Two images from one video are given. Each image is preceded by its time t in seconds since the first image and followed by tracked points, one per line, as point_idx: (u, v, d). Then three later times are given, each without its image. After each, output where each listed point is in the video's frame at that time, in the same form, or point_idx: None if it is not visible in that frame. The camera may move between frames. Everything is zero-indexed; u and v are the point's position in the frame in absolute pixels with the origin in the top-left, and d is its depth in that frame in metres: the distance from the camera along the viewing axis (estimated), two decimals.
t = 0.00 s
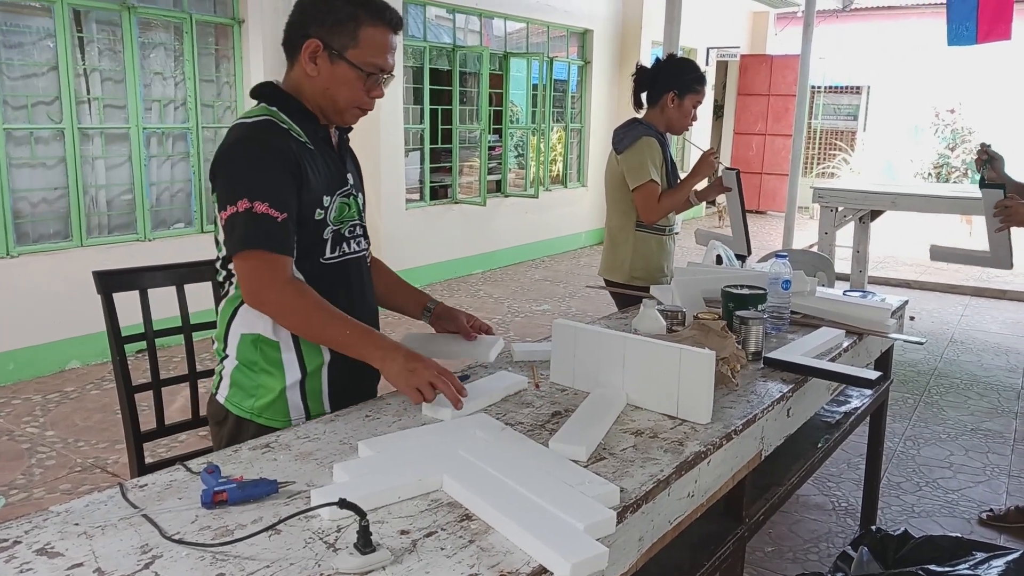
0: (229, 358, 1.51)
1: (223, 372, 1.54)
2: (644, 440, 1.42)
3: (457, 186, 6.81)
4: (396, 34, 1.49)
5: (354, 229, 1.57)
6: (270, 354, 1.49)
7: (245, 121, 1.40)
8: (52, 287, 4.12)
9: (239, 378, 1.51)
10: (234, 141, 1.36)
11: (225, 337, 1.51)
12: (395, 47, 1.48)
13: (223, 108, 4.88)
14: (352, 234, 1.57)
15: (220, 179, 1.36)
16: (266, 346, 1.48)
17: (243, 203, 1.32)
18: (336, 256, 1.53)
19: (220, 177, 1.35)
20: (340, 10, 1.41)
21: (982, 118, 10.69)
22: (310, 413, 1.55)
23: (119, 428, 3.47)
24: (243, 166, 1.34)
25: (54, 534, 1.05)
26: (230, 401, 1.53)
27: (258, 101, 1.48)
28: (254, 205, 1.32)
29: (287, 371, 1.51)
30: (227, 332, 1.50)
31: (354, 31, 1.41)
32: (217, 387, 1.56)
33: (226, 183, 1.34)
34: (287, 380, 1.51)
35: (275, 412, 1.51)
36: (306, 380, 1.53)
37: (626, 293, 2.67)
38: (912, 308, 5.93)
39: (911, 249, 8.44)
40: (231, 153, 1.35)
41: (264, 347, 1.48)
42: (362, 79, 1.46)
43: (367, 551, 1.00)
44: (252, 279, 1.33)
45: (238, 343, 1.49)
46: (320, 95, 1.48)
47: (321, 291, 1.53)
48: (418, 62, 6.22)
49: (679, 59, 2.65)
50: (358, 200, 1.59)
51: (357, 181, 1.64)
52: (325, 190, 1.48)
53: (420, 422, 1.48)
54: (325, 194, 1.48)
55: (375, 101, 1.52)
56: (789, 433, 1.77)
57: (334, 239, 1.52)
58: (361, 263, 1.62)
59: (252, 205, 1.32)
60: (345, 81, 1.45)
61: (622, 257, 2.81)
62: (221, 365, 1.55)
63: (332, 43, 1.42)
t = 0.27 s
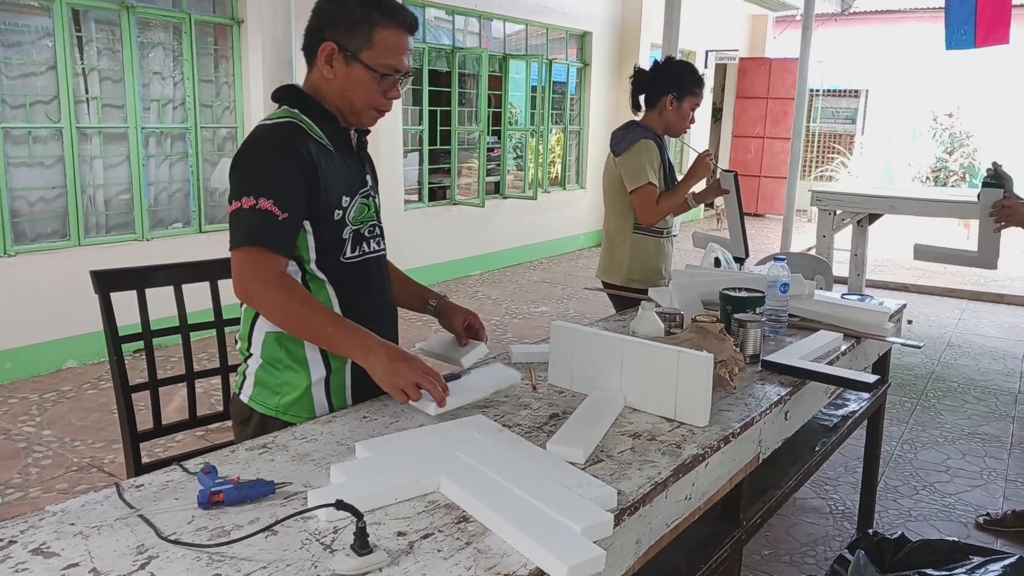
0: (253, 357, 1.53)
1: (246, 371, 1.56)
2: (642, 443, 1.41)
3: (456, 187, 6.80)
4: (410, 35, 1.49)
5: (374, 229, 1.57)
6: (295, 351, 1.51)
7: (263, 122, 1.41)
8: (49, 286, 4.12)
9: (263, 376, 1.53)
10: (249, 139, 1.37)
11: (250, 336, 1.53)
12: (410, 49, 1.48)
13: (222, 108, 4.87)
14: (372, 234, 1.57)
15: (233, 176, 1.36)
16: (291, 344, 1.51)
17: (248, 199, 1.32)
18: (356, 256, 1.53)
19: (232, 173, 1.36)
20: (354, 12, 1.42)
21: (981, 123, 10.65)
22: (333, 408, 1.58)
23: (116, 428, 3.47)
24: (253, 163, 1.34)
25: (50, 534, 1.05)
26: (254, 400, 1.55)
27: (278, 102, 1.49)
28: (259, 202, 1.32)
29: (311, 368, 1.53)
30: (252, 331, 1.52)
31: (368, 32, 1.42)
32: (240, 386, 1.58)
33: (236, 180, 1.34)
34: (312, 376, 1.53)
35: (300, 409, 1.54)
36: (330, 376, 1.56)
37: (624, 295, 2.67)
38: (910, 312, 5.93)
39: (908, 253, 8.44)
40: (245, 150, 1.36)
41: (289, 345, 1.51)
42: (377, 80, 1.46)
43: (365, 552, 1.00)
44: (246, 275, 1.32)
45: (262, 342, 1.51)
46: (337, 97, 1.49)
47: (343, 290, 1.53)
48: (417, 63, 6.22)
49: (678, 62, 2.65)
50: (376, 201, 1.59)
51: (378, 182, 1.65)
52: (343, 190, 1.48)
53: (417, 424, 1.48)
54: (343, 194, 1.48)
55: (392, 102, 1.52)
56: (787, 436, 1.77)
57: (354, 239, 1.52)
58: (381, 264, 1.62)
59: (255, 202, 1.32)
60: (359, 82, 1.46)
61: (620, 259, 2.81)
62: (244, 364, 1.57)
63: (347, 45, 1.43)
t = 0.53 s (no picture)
0: (263, 359, 1.54)
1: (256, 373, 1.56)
2: (640, 448, 1.41)
3: (453, 192, 6.80)
4: (421, 42, 1.49)
5: (382, 233, 1.57)
6: (304, 352, 1.52)
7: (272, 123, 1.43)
8: (45, 291, 4.10)
9: (272, 378, 1.54)
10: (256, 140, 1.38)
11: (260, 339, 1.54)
12: (420, 55, 1.49)
13: (219, 112, 4.86)
14: (380, 238, 1.56)
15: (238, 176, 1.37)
16: (301, 346, 1.51)
17: (248, 197, 1.33)
18: (364, 259, 1.53)
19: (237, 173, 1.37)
20: (365, 19, 1.43)
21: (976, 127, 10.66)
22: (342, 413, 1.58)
23: (112, 433, 3.45)
24: (253, 163, 1.35)
25: (46, 541, 1.04)
26: (262, 403, 1.55)
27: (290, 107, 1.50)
28: (258, 200, 1.32)
29: (321, 370, 1.54)
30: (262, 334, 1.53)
31: (380, 38, 1.42)
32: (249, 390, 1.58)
33: (239, 180, 1.35)
34: (321, 379, 1.54)
35: (310, 411, 1.54)
36: (339, 379, 1.56)
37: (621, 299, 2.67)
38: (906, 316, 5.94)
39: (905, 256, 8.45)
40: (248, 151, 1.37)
41: (299, 347, 1.51)
42: (388, 86, 1.46)
43: (362, 559, 0.99)
44: (241, 272, 1.32)
45: (272, 345, 1.52)
46: (348, 102, 1.49)
47: (353, 294, 1.53)
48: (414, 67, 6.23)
49: (673, 66, 2.65)
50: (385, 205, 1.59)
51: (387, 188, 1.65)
52: (349, 194, 1.48)
53: (416, 429, 1.48)
54: (349, 197, 1.48)
55: (402, 108, 1.53)
56: (785, 441, 1.77)
57: (362, 242, 1.52)
58: (389, 268, 1.62)
59: (252, 200, 1.32)
60: (370, 87, 1.46)
61: (617, 263, 2.81)
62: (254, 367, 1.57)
63: (358, 51, 1.43)
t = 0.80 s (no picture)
0: (249, 360, 1.56)
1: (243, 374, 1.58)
2: (639, 456, 1.41)
3: (453, 199, 6.80)
4: (429, 52, 1.48)
5: (379, 244, 1.55)
6: (282, 355, 1.51)
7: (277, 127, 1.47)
8: (44, 297, 4.10)
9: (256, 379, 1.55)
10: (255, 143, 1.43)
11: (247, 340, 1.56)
12: (427, 64, 1.48)
13: (218, 118, 4.87)
14: (376, 249, 1.54)
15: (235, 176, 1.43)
16: (280, 349, 1.51)
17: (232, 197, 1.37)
18: (356, 269, 1.52)
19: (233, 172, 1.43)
20: (368, 28, 1.43)
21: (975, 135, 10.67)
22: (321, 419, 1.56)
23: (110, 440, 3.44)
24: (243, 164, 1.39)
25: (44, 549, 1.04)
26: (248, 403, 1.57)
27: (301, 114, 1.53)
28: (240, 201, 1.36)
29: (298, 375, 1.52)
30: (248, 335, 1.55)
31: (381, 46, 1.42)
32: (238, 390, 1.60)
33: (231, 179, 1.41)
34: (297, 383, 1.52)
35: (285, 415, 1.53)
36: (318, 385, 1.54)
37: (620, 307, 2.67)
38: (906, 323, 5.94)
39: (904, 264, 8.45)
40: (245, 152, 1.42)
41: (277, 350, 1.51)
42: (391, 96, 1.46)
43: (361, 567, 0.99)
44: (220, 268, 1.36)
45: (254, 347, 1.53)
46: (354, 112, 1.50)
47: (340, 302, 1.53)
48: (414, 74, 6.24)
49: (672, 73, 2.66)
50: (387, 216, 1.57)
51: (395, 199, 1.63)
52: (342, 202, 1.48)
53: (414, 437, 1.47)
54: (340, 205, 1.48)
55: (408, 117, 1.52)
56: (785, 449, 1.77)
57: (355, 252, 1.51)
58: (389, 278, 1.60)
59: (234, 200, 1.37)
60: (373, 95, 1.46)
61: (616, 270, 2.81)
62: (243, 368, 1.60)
63: (361, 60, 1.43)
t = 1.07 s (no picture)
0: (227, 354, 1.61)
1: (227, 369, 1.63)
2: (641, 462, 1.41)
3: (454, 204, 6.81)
4: (431, 63, 1.46)
5: (362, 251, 1.51)
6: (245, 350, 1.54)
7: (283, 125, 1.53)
8: (45, 302, 4.11)
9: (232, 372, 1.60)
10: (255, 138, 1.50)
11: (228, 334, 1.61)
12: (428, 75, 1.44)
13: (220, 124, 4.88)
14: (356, 255, 1.51)
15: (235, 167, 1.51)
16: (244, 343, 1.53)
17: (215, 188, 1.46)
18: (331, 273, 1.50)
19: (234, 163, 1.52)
20: (366, 37, 1.43)
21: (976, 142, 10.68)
22: (282, 422, 1.54)
23: (111, 445, 3.44)
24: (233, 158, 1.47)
25: (45, 555, 1.04)
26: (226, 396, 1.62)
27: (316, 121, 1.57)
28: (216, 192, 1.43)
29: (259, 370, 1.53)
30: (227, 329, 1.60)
31: (376, 54, 1.42)
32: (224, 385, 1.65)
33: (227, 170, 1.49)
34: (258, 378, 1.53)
35: (248, 410, 1.54)
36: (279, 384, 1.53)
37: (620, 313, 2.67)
38: (907, 329, 5.93)
39: (905, 270, 8.45)
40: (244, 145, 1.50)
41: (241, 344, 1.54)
42: (386, 105, 1.43)
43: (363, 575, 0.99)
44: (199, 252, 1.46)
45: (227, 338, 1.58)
46: (355, 124, 1.48)
47: (310, 305, 1.51)
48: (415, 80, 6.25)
49: (673, 80, 2.66)
50: (380, 223, 1.52)
51: (400, 207, 1.55)
52: (319, 204, 1.47)
53: (416, 442, 1.48)
54: (316, 208, 1.47)
55: (407, 130, 1.47)
56: (787, 456, 1.77)
57: (332, 256, 1.49)
58: (375, 286, 1.55)
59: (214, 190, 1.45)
60: (369, 104, 1.44)
61: (617, 276, 2.82)
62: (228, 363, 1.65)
63: (359, 69, 1.43)
